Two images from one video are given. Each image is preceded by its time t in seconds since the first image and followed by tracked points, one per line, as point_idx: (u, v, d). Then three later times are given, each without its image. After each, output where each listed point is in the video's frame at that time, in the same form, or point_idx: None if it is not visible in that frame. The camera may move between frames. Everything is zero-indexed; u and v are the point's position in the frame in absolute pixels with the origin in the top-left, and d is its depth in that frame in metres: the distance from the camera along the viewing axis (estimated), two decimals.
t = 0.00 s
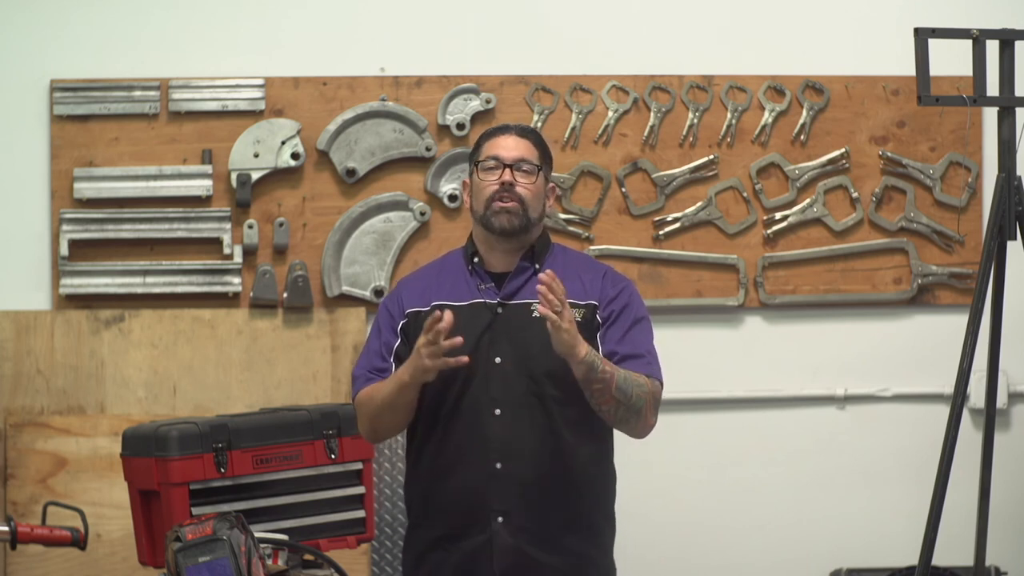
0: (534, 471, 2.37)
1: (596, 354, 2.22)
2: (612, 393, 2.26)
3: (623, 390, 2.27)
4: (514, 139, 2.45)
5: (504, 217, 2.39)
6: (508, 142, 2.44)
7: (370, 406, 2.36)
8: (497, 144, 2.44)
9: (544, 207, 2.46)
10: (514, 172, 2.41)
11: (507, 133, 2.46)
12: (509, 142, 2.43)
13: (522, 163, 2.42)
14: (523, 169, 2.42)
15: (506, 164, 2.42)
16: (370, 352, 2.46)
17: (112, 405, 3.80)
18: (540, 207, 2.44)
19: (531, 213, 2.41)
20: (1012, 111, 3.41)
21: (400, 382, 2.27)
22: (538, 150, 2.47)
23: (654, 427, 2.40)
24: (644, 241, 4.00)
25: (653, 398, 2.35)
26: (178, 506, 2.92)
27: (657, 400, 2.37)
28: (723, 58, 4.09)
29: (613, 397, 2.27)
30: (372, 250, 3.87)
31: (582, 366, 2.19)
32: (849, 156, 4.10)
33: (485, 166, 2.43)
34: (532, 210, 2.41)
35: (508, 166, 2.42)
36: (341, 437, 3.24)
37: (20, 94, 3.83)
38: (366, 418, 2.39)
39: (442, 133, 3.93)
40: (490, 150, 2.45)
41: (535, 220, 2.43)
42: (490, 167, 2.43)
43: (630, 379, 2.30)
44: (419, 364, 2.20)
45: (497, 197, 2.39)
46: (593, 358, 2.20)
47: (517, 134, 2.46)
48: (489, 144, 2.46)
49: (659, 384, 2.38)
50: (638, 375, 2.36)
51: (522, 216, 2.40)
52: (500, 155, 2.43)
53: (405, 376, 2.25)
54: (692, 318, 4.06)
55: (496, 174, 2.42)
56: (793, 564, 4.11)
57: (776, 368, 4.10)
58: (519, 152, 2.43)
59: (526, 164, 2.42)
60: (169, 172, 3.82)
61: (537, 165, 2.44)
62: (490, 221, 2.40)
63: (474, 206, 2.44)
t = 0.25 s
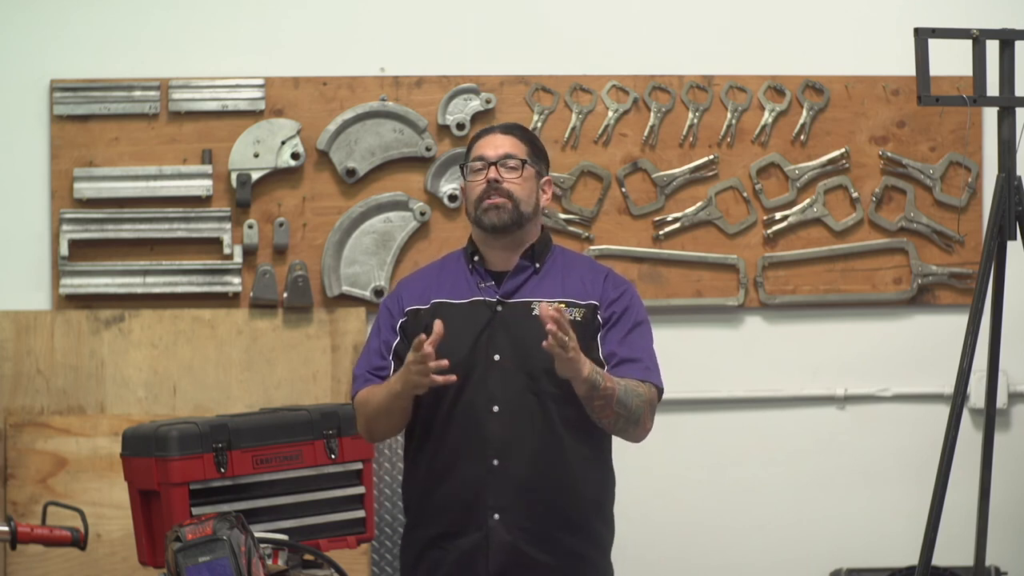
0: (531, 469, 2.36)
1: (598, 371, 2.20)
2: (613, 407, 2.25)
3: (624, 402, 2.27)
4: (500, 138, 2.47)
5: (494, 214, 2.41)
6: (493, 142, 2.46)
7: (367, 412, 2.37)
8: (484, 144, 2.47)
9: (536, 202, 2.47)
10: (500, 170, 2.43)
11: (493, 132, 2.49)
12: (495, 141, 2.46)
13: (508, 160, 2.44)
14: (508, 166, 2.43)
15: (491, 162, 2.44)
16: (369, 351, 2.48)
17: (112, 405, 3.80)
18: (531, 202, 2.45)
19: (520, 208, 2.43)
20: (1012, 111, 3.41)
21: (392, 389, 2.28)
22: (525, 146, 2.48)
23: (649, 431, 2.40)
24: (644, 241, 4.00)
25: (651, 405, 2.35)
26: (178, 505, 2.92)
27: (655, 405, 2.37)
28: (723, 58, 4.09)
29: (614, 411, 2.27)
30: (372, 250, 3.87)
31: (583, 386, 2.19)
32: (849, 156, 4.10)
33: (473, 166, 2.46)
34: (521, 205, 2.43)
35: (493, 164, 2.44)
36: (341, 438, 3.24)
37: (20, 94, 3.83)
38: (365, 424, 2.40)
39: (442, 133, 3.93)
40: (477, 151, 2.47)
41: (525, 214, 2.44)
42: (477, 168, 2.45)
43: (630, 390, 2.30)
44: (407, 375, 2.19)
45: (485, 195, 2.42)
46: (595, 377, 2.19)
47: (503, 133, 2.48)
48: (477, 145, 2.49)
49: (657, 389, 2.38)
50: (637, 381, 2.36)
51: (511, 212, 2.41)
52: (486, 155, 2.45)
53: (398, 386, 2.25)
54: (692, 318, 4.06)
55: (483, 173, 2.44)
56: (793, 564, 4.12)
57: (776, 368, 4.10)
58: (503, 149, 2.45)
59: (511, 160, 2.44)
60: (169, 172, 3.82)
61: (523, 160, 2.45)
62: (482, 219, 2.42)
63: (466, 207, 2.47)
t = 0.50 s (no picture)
0: (531, 467, 2.36)
1: (581, 345, 2.18)
2: (596, 385, 2.22)
3: (609, 382, 2.24)
4: (486, 146, 2.43)
5: (493, 225, 2.40)
6: (480, 150, 2.42)
7: (369, 417, 2.36)
8: (472, 152, 2.43)
9: (531, 203, 2.45)
10: (490, 178, 2.40)
11: (480, 138, 2.45)
12: (482, 148, 2.42)
13: (498, 167, 2.41)
14: (499, 174, 2.41)
15: (481, 173, 2.41)
16: (369, 348, 2.46)
17: (112, 405, 3.80)
18: (527, 205, 2.43)
19: (518, 215, 2.42)
20: (1012, 111, 3.41)
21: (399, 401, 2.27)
22: (513, 148, 2.45)
23: (641, 420, 2.36)
24: (644, 241, 4.00)
25: (642, 392, 2.32)
26: (178, 505, 2.92)
27: (646, 394, 2.35)
28: (723, 59, 4.09)
29: (599, 390, 2.23)
30: (372, 250, 3.87)
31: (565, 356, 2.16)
32: (849, 156, 4.10)
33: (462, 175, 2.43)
34: (518, 212, 2.42)
35: (483, 174, 2.41)
36: (341, 437, 3.24)
37: (21, 94, 3.83)
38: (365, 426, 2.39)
39: (442, 133, 3.93)
40: (465, 159, 2.44)
41: (523, 220, 2.43)
42: (467, 176, 2.42)
43: (617, 371, 2.27)
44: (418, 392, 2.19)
45: (479, 207, 2.40)
46: (576, 350, 2.17)
47: (489, 138, 2.45)
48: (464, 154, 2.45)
49: (648, 377, 2.36)
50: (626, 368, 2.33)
51: (509, 221, 2.40)
52: (474, 164, 2.42)
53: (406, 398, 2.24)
54: (692, 318, 4.06)
55: (474, 185, 2.41)
56: (793, 564, 4.11)
57: (776, 367, 4.10)
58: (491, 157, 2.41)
59: (500, 168, 2.41)
60: (169, 172, 3.82)
61: (513, 165, 2.42)
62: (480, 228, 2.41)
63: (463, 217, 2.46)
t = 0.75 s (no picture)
0: (529, 470, 2.36)
1: (559, 352, 2.21)
2: (584, 386, 2.23)
3: (598, 382, 2.24)
4: (486, 153, 2.40)
5: (491, 235, 2.41)
6: (480, 157, 2.40)
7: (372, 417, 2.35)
8: (470, 160, 2.40)
9: (530, 210, 2.45)
10: (491, 188, 2.39)
11: (478, 144, 2.41)
12: (482, 156, 2.39)
13: (498, 178, 2.39)
14: (498, 183, 2.39)
15: (480, 181, 2.39)
16: (369, 350, 2.45)
17: (112, 405, 3.80)
18: (526, 213, 2.44)
19: (516, 224, 2.42)
20: (1012, 111, 3.41)
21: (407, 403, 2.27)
22: (512, 155, 2.42)
23: (647, 417, 2.33)
24: (644, 241, 4.00)
25: (642, 387, 2.29)
26: (178, 505, 2.92)
27: (649, 392, 2.31)
28: (723, 59, 4.09)
29: (589, 392, 2.24)
30: (372, 250, 3.87)
31: (542, 364, 2.19)
32: (849, 156, 4.10)
33: (461, 183, 2.41)
34: (517, 221, 2.42)
35: (482, 183, 2.39)
36: (341, 438, 3.24)
37: (21, 94, 3.83)
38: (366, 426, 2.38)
39: (442, 133, 3.93)
40: (464, 167, 2.41)
41: (521, 228, 2.43)
42: (467, 185, 2.41)
43: (608, 372, 2.26)
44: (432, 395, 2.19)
45: (478, 217, 2.40)
46: (552, 356, 2.19)
47: (488, 144, 2.41)
48: (463, 159, 2.42)
49: (650, 374, 2.33)
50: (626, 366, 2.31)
51: (507, 231, 2.41)
52: (474, 173, 2.40)
53: (415, 401, 2.24)
54: (692, 318, 4.06)
55: (473, 193, 2.40)
56: (793, 564, 4.11)
57: (776, 367, 4.10)
58: (491, 166, 2.39)
59: (500, 177, 2.39)
60: (169, 172, 3.82)
61: (512, 174, 2.40)
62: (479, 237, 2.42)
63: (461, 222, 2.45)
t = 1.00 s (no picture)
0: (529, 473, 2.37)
1: (547, 418, 2.29)
2: (580, 440, 2.30)
3: (593, 431, 2.30)
4: (494, 144, 2.41)
5: (494, 227, 2.40)
6: (489, 148, 2.41)
7: (384, 428, 2.37)
8: (477, 151, 2.41)
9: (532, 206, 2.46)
10: (497, 180, 2.39)
11: (486, 136, 2.42)
12: (490, 148, 2.40)
13: (504, 170, 2.40)
14: (506, 175, 2.40)
15: (488, 171, 2.39)
16: (369, 357, 2.45)
17: (112, 405, 3.80)
18: (528, 211, 2.44)
19: (520, 218, 2.42)
20: (1012, 111, 3.41)
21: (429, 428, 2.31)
22: (518, 149, 2.44)
23: (650, 436, 2.40)
24: (644, 241, 4.00)
25: (639, 414, 2.36)
26: (178, 505, 2.92)
27: (647, 414, 2.38)
28: (723, 59, 4.09)
29: (588, 443, 2.31)
30: (372, 250, 3.87)
31: (535, 437, 2.28)
32: (849, 156, 4.10)
33: (467, 174, 2.41)
34: (521, 215, 2.42)
35: (490, 173, 2.39)
36: (341, 437, 3.24)
37: (20, 94, 3.83)
38: (373, 432, 2.40)
39: (442, 133, 3.93)
40: (470, 158, 2.41)
41: (524, 223, 2.44)
42: (473, 176, 2.41)
43: (601, 415, 2.33)
44: (464, 434, 2.24)
45: (484, 207, 2.39)
46: (543, 424, 2.28)
47: (496, 137, 2.42)
48: (470, 150, 2.42)
49: (655, 393, 2.39)
50: (621, 398, 2.37)
51: (511, 223, 2.41)
52: (481, 163, 2.40)
53: (443, 428, 2.29)
54: (692, 318, 4.06)
55: (480, 183, 2.40)
56: (793, 564, 4.11)
57: (776, 367, 4.10)
58: (500, 157, 2.40)
59: (508, 169, 2.40)
60: (169, 172, 3.82)
61: (520, 167, 2.41)
62: (481, 230, 2.41)
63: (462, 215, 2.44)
